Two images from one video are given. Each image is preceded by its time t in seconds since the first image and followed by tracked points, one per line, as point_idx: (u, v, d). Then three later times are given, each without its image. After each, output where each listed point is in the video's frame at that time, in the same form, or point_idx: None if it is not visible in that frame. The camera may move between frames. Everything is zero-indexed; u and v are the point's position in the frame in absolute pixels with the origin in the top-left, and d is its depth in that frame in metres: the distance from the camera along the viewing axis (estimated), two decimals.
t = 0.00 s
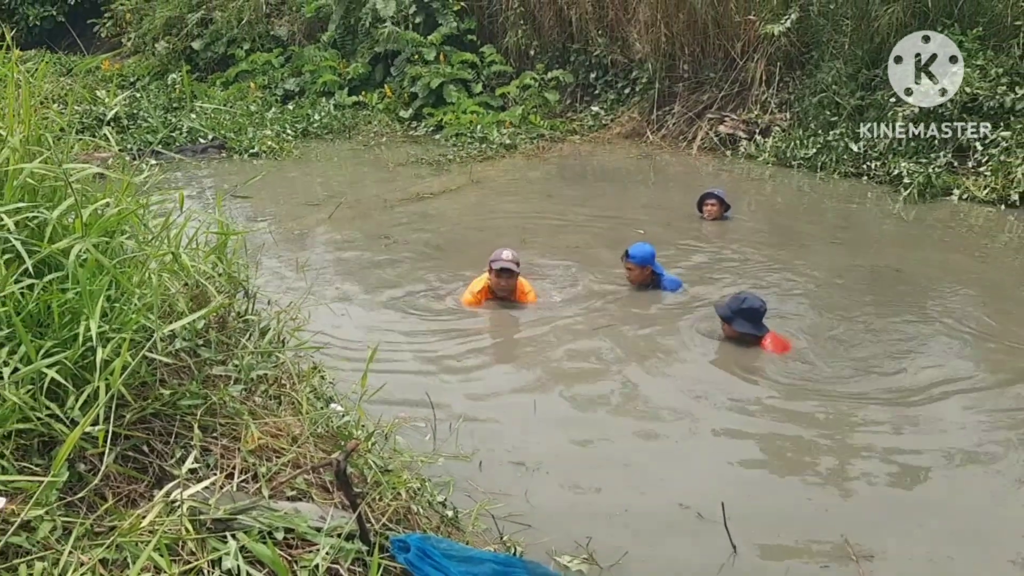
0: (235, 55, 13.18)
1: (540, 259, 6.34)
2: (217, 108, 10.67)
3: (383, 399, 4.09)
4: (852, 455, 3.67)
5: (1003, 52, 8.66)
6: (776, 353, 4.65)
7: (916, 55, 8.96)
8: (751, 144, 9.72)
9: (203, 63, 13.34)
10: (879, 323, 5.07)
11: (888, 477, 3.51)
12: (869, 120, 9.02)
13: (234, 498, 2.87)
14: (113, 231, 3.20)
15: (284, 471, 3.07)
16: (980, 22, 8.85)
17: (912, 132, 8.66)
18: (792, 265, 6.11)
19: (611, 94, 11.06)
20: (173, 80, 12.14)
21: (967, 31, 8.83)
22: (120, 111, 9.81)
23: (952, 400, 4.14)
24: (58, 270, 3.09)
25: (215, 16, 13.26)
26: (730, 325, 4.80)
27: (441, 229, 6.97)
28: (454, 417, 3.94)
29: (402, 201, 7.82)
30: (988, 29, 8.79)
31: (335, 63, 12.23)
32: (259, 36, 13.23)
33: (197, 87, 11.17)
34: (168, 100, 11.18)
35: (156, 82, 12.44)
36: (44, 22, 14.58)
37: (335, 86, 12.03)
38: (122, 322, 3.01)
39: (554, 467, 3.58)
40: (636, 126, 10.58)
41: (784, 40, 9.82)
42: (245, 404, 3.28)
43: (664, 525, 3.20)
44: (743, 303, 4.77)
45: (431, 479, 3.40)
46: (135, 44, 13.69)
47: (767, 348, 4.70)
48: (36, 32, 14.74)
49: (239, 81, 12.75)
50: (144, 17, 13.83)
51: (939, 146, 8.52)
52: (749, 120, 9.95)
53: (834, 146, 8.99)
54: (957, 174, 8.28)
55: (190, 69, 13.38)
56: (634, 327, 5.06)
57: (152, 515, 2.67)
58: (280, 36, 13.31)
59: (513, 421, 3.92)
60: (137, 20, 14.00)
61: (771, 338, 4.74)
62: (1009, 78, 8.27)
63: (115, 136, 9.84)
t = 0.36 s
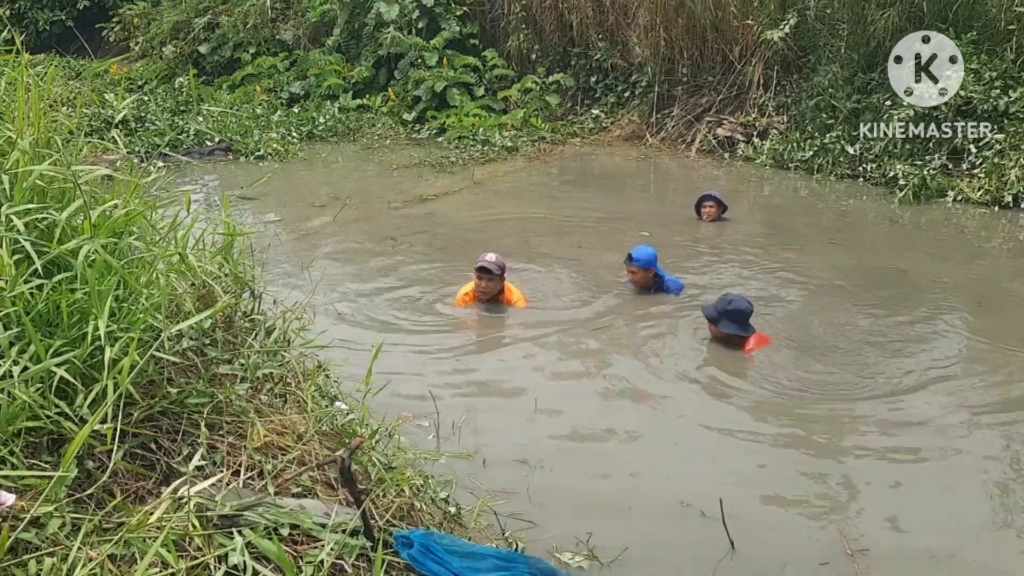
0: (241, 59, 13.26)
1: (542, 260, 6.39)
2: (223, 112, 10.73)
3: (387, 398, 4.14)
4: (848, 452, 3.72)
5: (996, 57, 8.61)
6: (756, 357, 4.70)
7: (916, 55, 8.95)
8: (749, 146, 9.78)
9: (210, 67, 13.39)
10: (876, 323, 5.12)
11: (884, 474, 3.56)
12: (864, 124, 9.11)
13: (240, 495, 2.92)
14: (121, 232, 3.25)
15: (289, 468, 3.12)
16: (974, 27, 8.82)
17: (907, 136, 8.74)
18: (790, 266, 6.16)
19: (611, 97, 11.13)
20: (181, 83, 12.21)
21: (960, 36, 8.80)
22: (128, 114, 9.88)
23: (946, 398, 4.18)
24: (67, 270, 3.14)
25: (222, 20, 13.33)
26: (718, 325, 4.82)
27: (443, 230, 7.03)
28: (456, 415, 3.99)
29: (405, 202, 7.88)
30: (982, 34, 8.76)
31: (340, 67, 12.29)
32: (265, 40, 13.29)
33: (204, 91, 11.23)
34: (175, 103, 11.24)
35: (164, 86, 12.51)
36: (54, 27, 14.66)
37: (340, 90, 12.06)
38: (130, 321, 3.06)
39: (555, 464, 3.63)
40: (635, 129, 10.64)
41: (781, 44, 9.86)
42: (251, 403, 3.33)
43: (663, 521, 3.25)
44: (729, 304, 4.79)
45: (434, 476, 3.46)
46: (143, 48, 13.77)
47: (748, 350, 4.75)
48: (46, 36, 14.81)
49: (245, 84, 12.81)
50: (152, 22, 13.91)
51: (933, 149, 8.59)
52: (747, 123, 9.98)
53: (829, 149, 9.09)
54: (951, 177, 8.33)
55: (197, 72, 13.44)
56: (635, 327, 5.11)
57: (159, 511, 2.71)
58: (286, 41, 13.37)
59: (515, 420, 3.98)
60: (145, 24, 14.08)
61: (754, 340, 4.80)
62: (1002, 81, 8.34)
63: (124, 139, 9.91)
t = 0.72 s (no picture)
0: (247, 63, 13.31)
1: (543, 261, 6.43)
2: (229, 114, 10.78)
3: (391, 396, 4.19)
4: (844, 451, 3.76)
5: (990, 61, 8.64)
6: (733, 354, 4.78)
7: (916, 55, 8.98)
8: (747, 149, 9.82)
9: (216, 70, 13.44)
10: (872, 323, 5.17)
11: (880, 472, 3.61)
12: (860, 128, 9.17)
13: (246, 491, 2.97)
14: (129, 233, 3.31)
15: (295, 465, 3.17)
16: (968, 31, 8.82)
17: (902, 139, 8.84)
18: (789, 267, 6.21)
19: (611, 100, 11.18)
20: (187, 86, 12.26)
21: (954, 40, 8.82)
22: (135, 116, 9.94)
23: (939, 397, 4.23)
24: (76, 270, 3.19)
25: (228, 24, 13.39)
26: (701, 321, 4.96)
27: (445, 231, 7.08)
28: (458, 413, 4.04)
29: (408, 204, 7.93)
30: (976, 38, 8.77)
31: (345, 71, 12.35)
32: (271, 44, 13.35)
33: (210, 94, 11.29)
34: (182, 106, 11.29)
35: (171, 88, 12.55)
36: (63, 30, 14.69)
37: (345, 93, 12.09)
38: (137, 321, 3.11)
39: (557, 461, 3.68)
40: (635, 132, 10.70)
41: (778, 48, 9.97)
42: (257, 401, 3.38)
43: (663, 518, 3.30)
44: (710, 300, 4.93)
45: (437, 474, 3.50)
46: (149, 52, 13.84)
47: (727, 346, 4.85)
48: (54, 40, 14.83)
49: (250, 88, 12.87)
50: (158, 25, 13.97)
51: (928, 150, 8.67)
52: (745, 125, 10.05)
53: (827, 150, 9.10)
54: (946, 178, 8.40)
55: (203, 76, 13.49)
56: (634, 328, 5.16)
57: (167, 508, 2.76)
58: (290, 44, 13.42)
59: (517, 418, 4.03)
60: (153, 28, 14.13)
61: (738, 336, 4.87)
62: (996, 84, 8.41)
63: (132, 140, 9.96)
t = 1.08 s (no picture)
0: (253, 67, 13.38)
1: (545, 261, 6.49)
2: (236, 118, 10.83)
3: (395, 395, 4.24)
4: (840, 448, 3.81)
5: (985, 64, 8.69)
6: (715, 340, 4.94)
7: (916, 55, 9.02)
8: (745, 151, 9.89)
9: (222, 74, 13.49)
10: (869, 323, 5.21)
11: (875, 470, 3.65)
12: (855, 131, 9.19)
13: (252, 488, 3.02)
14: (136, 234, 3.36)
15: (300, 462, 3.22)
16: (963, 36, 8.85)
17: (897, 140, 8.87)
18: (787, 267, 6.25)
19: (611, 103, 11.22)
20: (194, 89, 12.32)
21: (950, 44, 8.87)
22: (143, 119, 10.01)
23: (933, 396, 4.27)
24: (84, 271, 3.24)
25: (234, 29, 13.46)
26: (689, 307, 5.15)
27: (448, 231, 7.13)
28: (461, 411, 4.10)
29: (412, 205, 7.99)
30: (971, 42, 8.80)
31: (349, 74, 12.41)
32: (276, 48, 13.41)
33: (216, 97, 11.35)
34: (189, 109, 11.35)
35: (179, 92, 12.61)
36: (71, 34, 14.74)
37: (349, 96, 12.16)
38: (145, 320, 3.16)
39: (559, 458, 3.73)
40: (635, 135, 10.75)
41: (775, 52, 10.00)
42: (263, 399, 3.43)
43: (661, 514, 3.35)
44: (697, 287, 5.12)
45: (440, 470, 3.55)
46: (157, 56, 13.91)
47: (710, 334, 5.01)
48: (63, 44, 14.89)
49: (256, 91, 12.93)
50: (166, 30, 14.07)
51: (923, 152, 8.72)
52: (744, 128, 10.09)
53: (824, 153, 9.15)
54: (941, 180, 8.44)
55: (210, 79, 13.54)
56: (634, 328, 5.21)
57: (174, 505, 2.81)
58: (296, 48, 13.48)
59: (519, 416, 4.08)
60: (160, 33, 14.20)
61: (723, 324, 4.98)
62: (990, 88, 8.46)
63: (139, 144, 10.02)
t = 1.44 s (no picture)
0: (258, 70, 13.45)
1: (546, 262, 6.53)
2: (242, 121, 10.91)
3: (398, 393, 4.29)
4: (837, 447, 3.85)
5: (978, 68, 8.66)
6: (696, 336, 5.04)
7: (916, 55, 9.03)
8: (744, 153, 9.95)
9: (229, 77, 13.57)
10: (865, 324, 5.25)
11: (871, 468, 3.69)
12: (852, 133, 9.25)
13: (258, 485, 3.07)
14: (144, 235, 3.42)
15: (305, 460, 3.27)
16: (957, 40, 8.83)
17: (892, 142, 8.95)
18: (786, 268, 6.30)
19: (611, 106, 11.27)
20: (200, 93, 12.40)
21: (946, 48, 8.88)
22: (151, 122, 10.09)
23: (927, 396, 4.31)
24: (92, 271, 3.30)
25: (240, 33, 13.54)
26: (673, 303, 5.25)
27: (450, 232, 7.19)
28: (464, 409, 4.14)
29: (414, 206, 8.04)
30: (965, 48, 8.76)
31: (354, 78, 12.48)
32: (281, 52, 13.48)
33: (222, 100, 11.42)
34: (196, 112, 11.43)
35: (186, 95, 12.68)
36: (80, 38, 14.82)
37: (353, 99, 12.24)
38: (152, 320, 3.22)
39: (560, 456, 3.78)
40: (635, 137, 10.79)
41: (772, 56, 10.05)
42: (268, 398, 3.49)
43: (660, 510, 3.39)
44: (682, 285, 5.24)
45: (443, 468, 3.60)
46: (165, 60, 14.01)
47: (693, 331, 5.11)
48: (71, 48, 14.99)
49: (261, 94, 13.00)
50: (174, 34, 14.18)
51: (918, 154, 8.77)
52: (741, 131, 10.14)
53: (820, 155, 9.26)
54: (937, 182, 8.47)
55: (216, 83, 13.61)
56: (634, 328, 5.26)
57: (180, 502, 2.85)
58: (301, 52, 13.53)
59: (522, 414, 4.13)
60: (167, 37, 14.31)
61: (705, 321, 5.10)
62: (984, 91, 8.49)
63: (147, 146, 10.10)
